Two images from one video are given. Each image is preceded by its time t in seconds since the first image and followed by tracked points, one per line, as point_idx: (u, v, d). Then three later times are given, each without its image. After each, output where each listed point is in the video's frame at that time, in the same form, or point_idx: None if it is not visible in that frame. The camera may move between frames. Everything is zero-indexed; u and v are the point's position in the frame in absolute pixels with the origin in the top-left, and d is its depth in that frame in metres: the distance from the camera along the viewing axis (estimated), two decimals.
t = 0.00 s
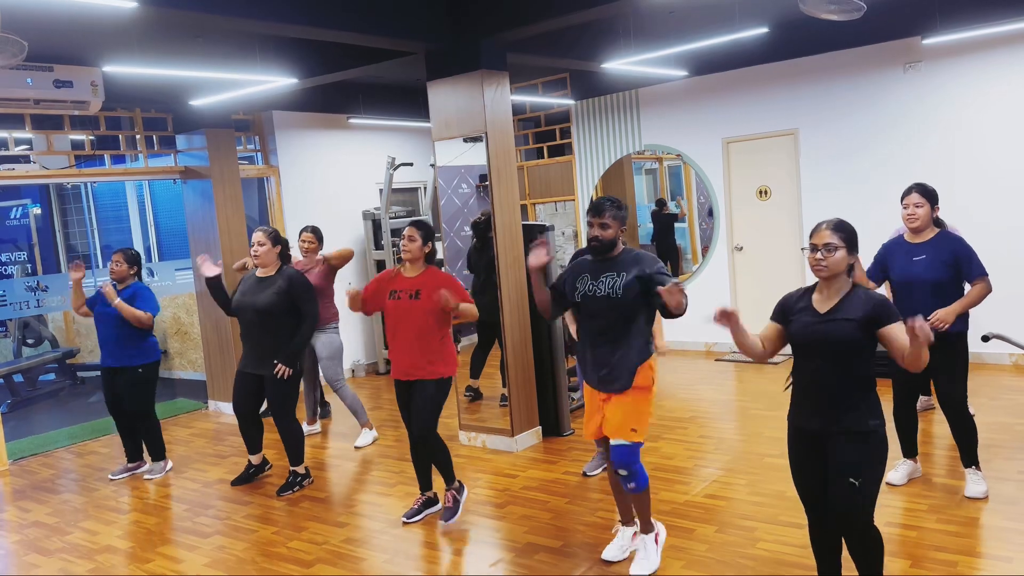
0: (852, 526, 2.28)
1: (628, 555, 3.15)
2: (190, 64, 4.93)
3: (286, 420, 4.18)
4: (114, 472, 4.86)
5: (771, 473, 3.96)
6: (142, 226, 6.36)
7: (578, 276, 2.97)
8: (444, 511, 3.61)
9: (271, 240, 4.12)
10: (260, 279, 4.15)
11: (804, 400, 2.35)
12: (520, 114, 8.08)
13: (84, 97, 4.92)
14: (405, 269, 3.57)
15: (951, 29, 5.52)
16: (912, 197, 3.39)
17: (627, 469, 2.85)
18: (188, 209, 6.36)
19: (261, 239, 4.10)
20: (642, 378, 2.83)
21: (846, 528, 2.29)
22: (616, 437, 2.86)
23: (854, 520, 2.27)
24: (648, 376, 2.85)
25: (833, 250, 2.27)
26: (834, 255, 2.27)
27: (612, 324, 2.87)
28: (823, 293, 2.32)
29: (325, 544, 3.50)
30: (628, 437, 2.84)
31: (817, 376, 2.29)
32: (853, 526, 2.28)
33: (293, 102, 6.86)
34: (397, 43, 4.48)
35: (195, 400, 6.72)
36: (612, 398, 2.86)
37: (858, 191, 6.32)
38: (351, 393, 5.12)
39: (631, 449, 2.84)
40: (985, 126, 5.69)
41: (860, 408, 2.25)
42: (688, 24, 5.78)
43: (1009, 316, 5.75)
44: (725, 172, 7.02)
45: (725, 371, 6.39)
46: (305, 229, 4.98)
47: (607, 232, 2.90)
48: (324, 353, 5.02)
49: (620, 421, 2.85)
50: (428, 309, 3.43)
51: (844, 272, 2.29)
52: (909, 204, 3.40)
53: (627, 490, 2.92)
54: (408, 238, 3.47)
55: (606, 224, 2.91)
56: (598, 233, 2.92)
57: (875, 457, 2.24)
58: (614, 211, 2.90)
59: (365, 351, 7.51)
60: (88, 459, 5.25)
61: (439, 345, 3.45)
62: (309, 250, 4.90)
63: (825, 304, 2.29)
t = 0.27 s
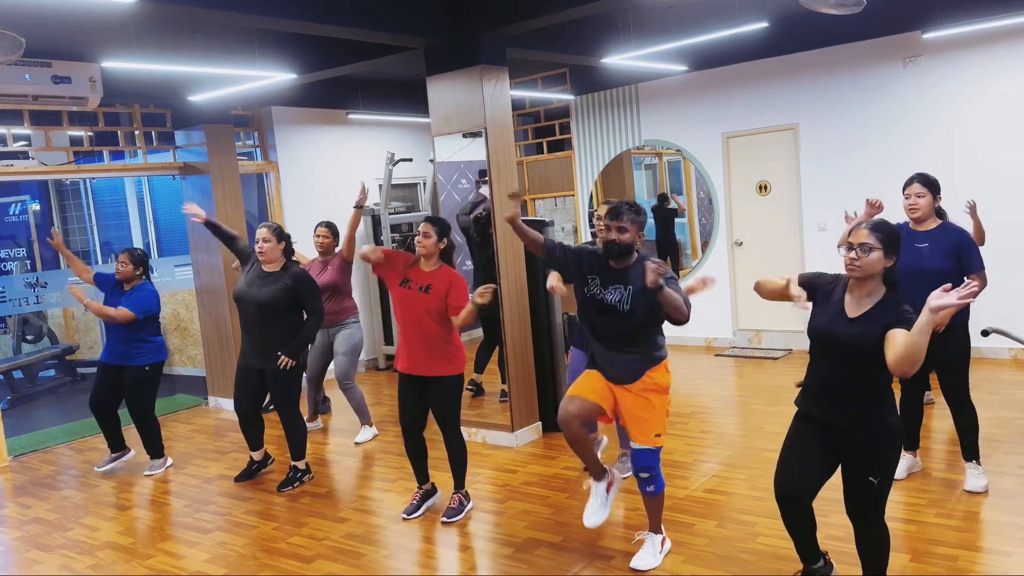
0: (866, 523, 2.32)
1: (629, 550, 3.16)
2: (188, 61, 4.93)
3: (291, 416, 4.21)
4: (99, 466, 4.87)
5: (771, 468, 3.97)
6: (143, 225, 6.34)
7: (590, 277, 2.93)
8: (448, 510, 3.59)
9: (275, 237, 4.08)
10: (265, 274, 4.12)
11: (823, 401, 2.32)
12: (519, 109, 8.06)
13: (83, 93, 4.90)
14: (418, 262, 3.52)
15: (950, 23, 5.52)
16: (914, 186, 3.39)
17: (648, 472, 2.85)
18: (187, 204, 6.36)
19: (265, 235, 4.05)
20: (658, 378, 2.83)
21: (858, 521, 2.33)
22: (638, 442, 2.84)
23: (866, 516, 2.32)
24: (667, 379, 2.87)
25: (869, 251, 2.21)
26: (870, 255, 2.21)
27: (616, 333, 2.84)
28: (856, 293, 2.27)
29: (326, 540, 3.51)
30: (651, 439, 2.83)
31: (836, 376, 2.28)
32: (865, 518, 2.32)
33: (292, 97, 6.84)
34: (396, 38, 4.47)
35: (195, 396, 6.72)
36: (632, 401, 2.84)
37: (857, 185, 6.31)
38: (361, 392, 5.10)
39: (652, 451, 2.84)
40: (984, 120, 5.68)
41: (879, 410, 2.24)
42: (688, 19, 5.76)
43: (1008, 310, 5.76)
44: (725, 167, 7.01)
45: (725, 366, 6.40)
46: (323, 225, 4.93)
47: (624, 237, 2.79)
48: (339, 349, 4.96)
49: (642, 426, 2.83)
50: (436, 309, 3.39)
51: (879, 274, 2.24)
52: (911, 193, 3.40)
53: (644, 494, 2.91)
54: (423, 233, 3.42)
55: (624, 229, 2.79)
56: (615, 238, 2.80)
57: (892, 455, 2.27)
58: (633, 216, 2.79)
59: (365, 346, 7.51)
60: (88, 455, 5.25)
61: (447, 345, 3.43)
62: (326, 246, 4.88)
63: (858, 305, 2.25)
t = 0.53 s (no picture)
0: (867, 522, 2.31)
1: (628, 545, 3.16)
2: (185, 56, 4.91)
3: (286, 417, 4.19)
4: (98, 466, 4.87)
5: (770, 463, 3.97)
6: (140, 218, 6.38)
7: (596, 266, 2.89)
8: (448, 505, 3.60)
9: (279, 235, 4.07)
10: (270, 273, 4.13)
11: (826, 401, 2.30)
12: (517, 104, 8.03)
13: (79, 89, 4.88)
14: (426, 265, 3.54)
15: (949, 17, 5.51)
16: (919, 180, 3.38)
17: (649, 464, 2.87)
18: (184, 200, 6.35)
19: (268, 234, 4.04)
20: (659, 372, 2.83)
21: (859, 519, 2.32)
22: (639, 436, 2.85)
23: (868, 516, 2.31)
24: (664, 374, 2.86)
25: (885, 256, 2.17)
26: (885, 261, 2.17)
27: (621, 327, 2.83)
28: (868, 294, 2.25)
29: (326, 536, 3.51)
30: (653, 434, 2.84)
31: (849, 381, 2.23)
32: (866, 517, 2.31)
33: (290, 92, 6.82)
34: (395, 33, 4.45)
35: (194, 392, 6.71)
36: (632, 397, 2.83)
37: (856, 180, 6.30)
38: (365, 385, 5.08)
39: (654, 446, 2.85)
40: (983, 115, 5.68)
41: (890, 414, 2.23)
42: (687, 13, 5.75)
43: (1007, 305, 5.76)
44: (724, 162, 7.00)
45: (723, 361, 6.40)
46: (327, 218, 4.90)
47: (637, 226, 2.76)
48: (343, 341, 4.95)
49: (643, 422, 2.82)
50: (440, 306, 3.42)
51: (893, 277, 2.21)
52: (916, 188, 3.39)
53: (645, 486, 2.93)
54: (432, 239, 3.41)
55: (636, 218, 2.76)
56: (627, 227, 2.78)
57: (894, 454, 2.26)
58: (647, 205, 2.75)
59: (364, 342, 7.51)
60: (87, 452, 5.25)
61: (449, 340, 3.43)
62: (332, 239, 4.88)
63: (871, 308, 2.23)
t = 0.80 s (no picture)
0: (864, 516, 2.31)
1: (627, 541, 3.16)
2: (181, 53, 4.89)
3: (286, 410, 4.20)
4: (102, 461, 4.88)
5: (768, 458, 3.98)
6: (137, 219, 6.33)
7: (594, 265, 2.91)
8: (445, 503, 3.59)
9: (278, 232, 4.04)
10: (269, 270, 4.10)
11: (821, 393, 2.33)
12: (514, 100, 8.01)
13: (75, 87, 4.86)
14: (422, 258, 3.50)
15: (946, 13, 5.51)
16: (913, 176, 3.39)
17: (642, 460, 2.84)
18: (181, 198, 6.33)
19: (266, 231, 4.01)
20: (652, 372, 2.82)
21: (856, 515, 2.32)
22: (632, 432, 2.83)
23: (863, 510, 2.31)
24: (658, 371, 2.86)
25: (872, 250, 2.18)
26: (871, 254, 2.18)
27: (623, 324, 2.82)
28: (853, 289, 2.26)
29: (324, 533, 3.51)
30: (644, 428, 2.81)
31: (842, 371, 2.27)
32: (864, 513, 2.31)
33: (287, 89, 6.80)
34: (391, 29, 4.44)
35: (192, 390, 6.71)
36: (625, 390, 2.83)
37: (854, 175, 6.30)
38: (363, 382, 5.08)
39: (645, 441, 2.82)
40: (980, 110, 5.68)
41: (885, 405, 2.26)
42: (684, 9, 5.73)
43: (1004, 299, 5.77)
44: (722, 158, 7.00)
45: (721, 357, 6.41)
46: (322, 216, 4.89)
47: (632, 223, 2.78)
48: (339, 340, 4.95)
49: (635, 415, 2.81)
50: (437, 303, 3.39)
51: (879, 272, 2.21)
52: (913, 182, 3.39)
53: (639, 481, 2.91)
54: (425, 229, 3.39)
55: (630, 216, 2.78)
56: (622, 224, 2.80)
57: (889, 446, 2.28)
58: (641, 202, 2.77)
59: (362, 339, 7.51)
60: (85, 450, 5.25)
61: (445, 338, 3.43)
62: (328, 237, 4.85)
63: (856, 303, 2.23)
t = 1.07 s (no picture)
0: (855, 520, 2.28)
1: (624, 539, 3.17)
2: (178, 52, 4.89)
3: (281, 413, 4.20)
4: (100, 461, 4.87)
5: (766, 456, 3.98)
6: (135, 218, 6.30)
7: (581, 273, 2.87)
8: (445, 501, 3.61)
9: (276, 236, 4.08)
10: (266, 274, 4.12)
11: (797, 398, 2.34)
12: (512, 99, 8.01)
13: (72, 87, 4.86)
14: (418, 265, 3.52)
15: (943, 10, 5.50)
16: (911, 177, 3.38)
17: (640, 470, 2.83)
18: (179, 198, 6.33)
19: (263, 234, 4.04)
20: (654, 380, 2.84)
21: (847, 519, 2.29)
22: (631, 439, 2.82)
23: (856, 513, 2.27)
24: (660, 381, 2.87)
25: (841, 241, 2.24)
26: (841, 246, 2.24)
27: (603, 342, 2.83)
28: (830, 283, 2.32)
29: (323, 533, 3.51)
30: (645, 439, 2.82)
31: (816, 372, 2.27)
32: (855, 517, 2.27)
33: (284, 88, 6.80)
34: (388, 28, 4.43)
35: (190, 390, 6.71)
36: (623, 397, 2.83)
37: (851, 172, 6.31)
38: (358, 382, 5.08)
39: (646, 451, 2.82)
40: (977, 107, 5.69)
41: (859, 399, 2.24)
42: (682, 7, 5.73)
43: (1002, 296, 5.78)
44: (719, 156, 7.00)
45: (719, 355, 6.41)
46: (313, 213, 4.91)
47: (622, 234, 2.72)
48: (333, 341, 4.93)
49: (633, 422, 2.81)
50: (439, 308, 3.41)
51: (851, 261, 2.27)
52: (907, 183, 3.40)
53: (639, 492, 2.91)
54: (421, 239, 3.40)
55: (620, 226, 2.74)
56: (614, 234, 2.73)
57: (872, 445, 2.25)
58: (630, 214, 2.74)
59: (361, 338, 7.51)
60: (84, 450, 5.25)
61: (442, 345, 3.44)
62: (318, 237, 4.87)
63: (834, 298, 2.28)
